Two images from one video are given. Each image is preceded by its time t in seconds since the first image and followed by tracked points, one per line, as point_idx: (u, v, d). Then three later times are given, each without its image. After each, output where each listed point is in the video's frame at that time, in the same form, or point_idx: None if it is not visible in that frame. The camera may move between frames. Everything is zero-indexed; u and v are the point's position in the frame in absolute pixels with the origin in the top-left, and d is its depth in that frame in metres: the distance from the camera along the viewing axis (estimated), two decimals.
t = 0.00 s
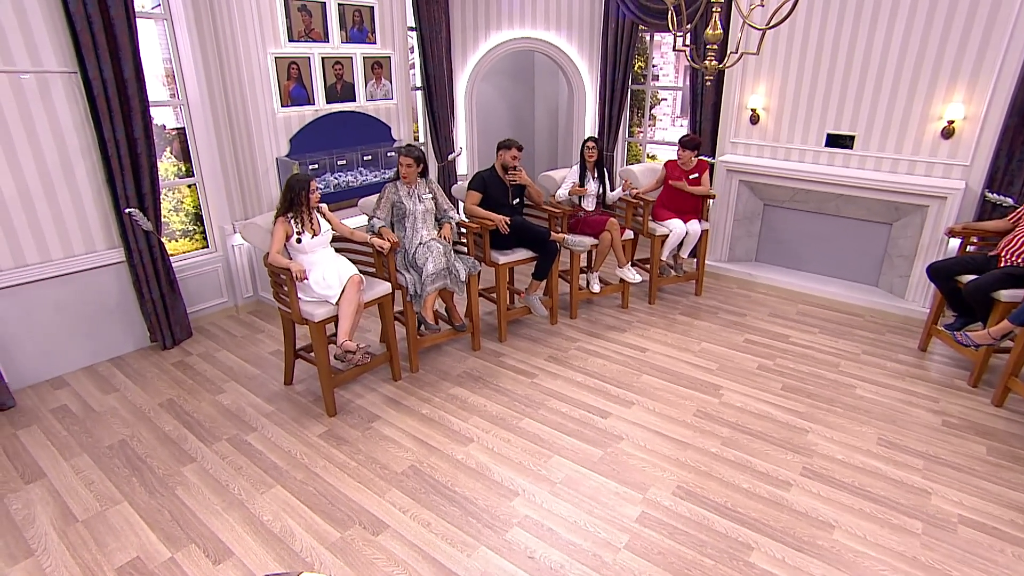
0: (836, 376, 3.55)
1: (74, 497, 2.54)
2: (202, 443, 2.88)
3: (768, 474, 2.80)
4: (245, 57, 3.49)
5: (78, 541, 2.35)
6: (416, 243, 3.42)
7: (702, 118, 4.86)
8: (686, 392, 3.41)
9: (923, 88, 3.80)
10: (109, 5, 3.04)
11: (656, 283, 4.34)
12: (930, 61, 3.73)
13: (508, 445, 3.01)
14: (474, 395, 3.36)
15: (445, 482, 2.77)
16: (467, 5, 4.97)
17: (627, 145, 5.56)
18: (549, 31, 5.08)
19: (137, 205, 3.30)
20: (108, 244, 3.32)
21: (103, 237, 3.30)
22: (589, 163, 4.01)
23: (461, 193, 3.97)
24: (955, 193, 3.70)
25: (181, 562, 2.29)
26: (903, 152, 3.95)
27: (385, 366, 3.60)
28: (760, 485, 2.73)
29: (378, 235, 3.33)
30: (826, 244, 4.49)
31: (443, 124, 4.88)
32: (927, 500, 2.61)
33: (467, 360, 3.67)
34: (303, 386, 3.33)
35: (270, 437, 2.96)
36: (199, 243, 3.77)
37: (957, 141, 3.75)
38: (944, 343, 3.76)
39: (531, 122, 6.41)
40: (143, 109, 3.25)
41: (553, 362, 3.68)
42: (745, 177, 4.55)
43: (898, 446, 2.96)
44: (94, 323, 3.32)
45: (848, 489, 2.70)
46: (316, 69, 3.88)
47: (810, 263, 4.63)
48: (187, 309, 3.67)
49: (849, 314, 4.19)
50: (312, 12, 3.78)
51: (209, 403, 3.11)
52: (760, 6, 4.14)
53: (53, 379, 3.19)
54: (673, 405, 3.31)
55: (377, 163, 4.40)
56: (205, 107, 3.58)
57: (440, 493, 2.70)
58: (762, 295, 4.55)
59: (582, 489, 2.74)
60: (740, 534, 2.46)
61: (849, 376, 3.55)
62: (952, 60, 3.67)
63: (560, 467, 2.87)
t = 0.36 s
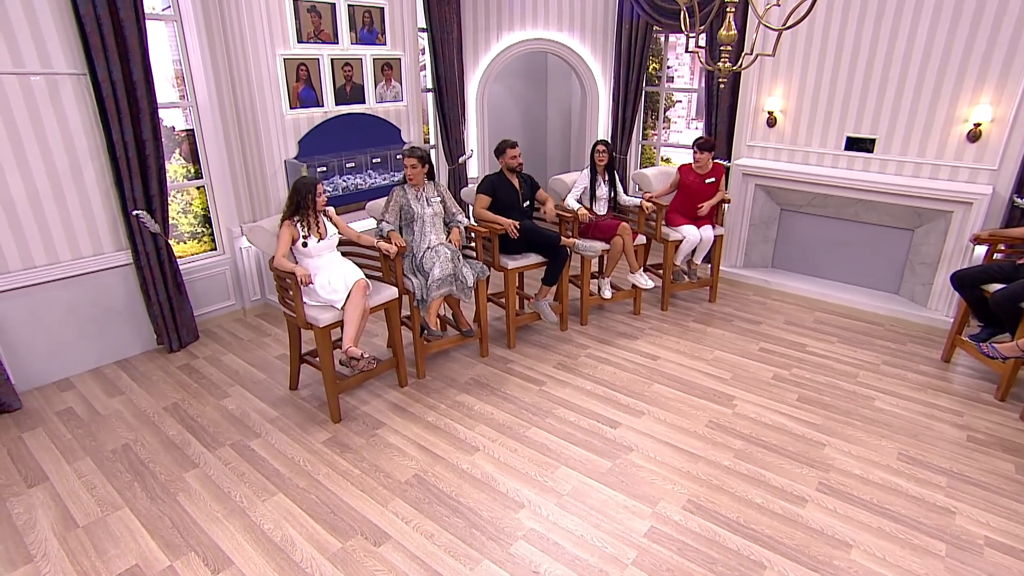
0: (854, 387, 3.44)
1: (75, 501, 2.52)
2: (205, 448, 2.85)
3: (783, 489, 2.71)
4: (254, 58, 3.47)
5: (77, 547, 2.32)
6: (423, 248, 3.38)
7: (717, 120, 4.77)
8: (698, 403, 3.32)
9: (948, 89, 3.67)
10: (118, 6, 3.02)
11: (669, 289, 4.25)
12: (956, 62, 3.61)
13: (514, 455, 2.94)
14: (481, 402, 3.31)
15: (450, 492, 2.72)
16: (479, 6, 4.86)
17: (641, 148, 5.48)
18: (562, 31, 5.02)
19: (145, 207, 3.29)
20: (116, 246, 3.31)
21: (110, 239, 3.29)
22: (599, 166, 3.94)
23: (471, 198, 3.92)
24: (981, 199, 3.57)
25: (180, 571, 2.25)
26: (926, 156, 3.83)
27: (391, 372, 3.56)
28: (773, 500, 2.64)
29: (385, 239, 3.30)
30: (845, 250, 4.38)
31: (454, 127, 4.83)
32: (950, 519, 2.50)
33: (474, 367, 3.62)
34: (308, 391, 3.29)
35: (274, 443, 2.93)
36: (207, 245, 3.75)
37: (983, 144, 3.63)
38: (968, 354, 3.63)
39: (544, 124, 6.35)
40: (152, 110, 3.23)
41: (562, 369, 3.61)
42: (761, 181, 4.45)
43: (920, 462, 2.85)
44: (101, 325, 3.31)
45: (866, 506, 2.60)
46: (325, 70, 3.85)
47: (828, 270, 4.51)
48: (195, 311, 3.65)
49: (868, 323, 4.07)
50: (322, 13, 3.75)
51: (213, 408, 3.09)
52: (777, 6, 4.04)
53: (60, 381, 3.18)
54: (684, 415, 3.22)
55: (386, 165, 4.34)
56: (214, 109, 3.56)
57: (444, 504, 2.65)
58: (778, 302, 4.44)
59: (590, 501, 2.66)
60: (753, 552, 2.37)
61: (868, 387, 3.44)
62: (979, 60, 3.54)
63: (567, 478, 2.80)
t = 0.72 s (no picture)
0: (871, 397, 3.34)
1: (75, 504, 2.49)
2: (206, 452, 2.82)
3: (796, 502, 2.62)
4: (260, 57, 3.44)
5: (75, 552, 2.29)
6: (429, 250, 3.32)
7: (732, 120, 4.67)
8: (709, 411, 3.24)
9: (972, 89, 3.55)
10: (125, 6, 3.00)
11: (680, 294, 4.17)
12: (981, 61, 3.49)
13: (519, 462, 2.88)
14: (486, 408, 3.25)
15: (452, 500, 2.66)
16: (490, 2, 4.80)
17: (653, 149, 5.39)
18: (573, 30, 4.95)
19: (150, 207, 3.26)
20: (121, 247, 3.29)
21: (116, 240, 3.28)
22: (610, 167, 3.86)
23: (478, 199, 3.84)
24: (1006, 203, 3.45)
25: None
26: (948, 158, 3.71)
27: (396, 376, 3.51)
28: (785, 514, 2.56)
29: (390, 241, 3.25)
30: (862, 255, 4.26)
31: (463, 127, 4.78)
32: (972, 537, 2.40)
33: (480, 371, 3.56)
34: (311, 394, 3.25)
35: (276, 447, 2.89)
36: (213, 245, 3.73)
37: (1009, 146, 3.50)
38: (991, 364, 3.51)
39: (555, 124, 6.28)
40: (158, 110, 3.21)
41: (570, 375, 3.54)
42: (776, 183, 4.35)
43: (939, 476, 2.75)
44: (106, 326, 3.30)
45: (882, 522, 2.51)
46: (332, 70, 3.81)
47: (845, 275, 4.40)
48: (200, 312, 3.64)
49: (886, 331, 3.96)
50: (329, 12, 3.71)
51: (216, 410, 3.06)
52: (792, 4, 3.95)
53: (64, 381, 3.17)
54: (694, 424, 3.14)
55: (394, 166, 4.30)
56: (220, 109, 3.53)
57: (446, 513, 2.59)
58: (793, 308, 4.34)
59: (595, 512, 2.60)
60: (764, 568, 2.29)
61: (886, 397, 3.33)
62: (1004, 59, 3.42)
63: (573, 487, 2.74)
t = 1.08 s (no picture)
0: (889, 407, 3.23)
1: (74, 507, 2.46)
2: (208, 455, 2.78)
3: (810, 515, 2.53)
4: (267, 56, 3.41)
5: (73, 556, 2.26)
6: (436, 252, 3.27)
7: (747, 121, 4.57)
8: (720, 419, 3.15)
9: (997, 90, 3.43)
10: (132, 4, 2.98)
11: (692, 298, 4.08)
12: (1007, 59, 3.37)
13: (524, 470, 2.82)
14: (492, 413, 3.19)
15: (455, 508, 2.61)
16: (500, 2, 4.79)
17: (666, 150, 5.31)
18: (585, 29, 4.88)
19: (156, 207, 3.24)
20: (126, 247, 3.27)
21: (121, 240, 3.26)
22: (624, 170, 3.78)
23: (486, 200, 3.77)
24: None
25: None
26: (972, 160, 3.59)
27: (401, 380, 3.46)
28: (798, 528, 2.47)
29: (396, 243, 3.20)
30: (881, 259, 4.15)
31: (473, 128, 4.73)
32: (995, 557, 2.30)
33: (487, 376, 3.50)
34: (315, 398, 3.22)
35: (278, 451, 2.86)
36: (219, 246, 3.71)
37: None
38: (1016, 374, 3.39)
39: (566, 124, 6.21)
40: (164, 109, 3.18)
41: (577, 380, 3.47)
42: (792, 185, 4.24)
43: (961, 491, 2.65)
44: (111, 326, 3.28)
45: (901, 538, 2.41)
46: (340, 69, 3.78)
47: (863, 280, 4.28)
48: (205, 313, 3.62)
49: (906, 338, 3.85)
50: (337, 11, 3.68)
51: (219, 413, 3.03)
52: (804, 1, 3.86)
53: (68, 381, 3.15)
54: (705, 432, 3.06)
55: (402, 166, 4.26)
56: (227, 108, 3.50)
57: (449, 521, 2.54)
58: (808, 313, 4.23)
59: (601, 522, 2.52)
60: None
61: (904, 407, 3.23)
62: None
63: (578, 497, 2.66)
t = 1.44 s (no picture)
0: (907, 417, 3.13)
1: (74, 510, 2.43)
2: (209, 459, 2.75)
3: (823, 530, 2.45)
4: (273, 55, 3.39)
5: (71, 560, 2.22)
6: (441, 254, 3.22)
7: (762, 121, 4.47)
8: (730, 428, 3.07)
9: None
10: (138, 3, 2.95)
11: (704, 303, 3.99)
12: None
13: (528, 478, 2.76)
14: (497, 419, 3.13)
15: (457, 516, 2.55)
16: None
17: (679, 151, 5.22)
18: (596, 28, 4.81)
19: (161, 207, 3.22)
20: (131, 247, 3.25)
21: (126, 240, 3.24)
22: (635, 172, 3.70)
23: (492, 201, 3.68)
24: None
25: None
26: (996, 162, 3.46)
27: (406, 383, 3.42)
28: (810, 542, 2.39)
29: (401, 245, 3.15)
30: (900, 264, 4.04)
31: (482, 128, 4.67)
32: None
33: (493, 380, 3.45)
34: (319, 401, 3.18)
35: (279, 455, 2.82)
36: (226, 246, 3.69)
37: None
38: None
39: (578, 125, 6.13)
40: (170, 109, 3.16)
41: (585, 386, 3.40)
42: (807, 188, 4.15)
43: (982, 506, 2.55)
44: (116, 327, 3.26)
45: (918, 555, 2.32)
46: (347, 68, 3.74)
47: (880, 285, 4.17)
48: (210, 314, 3.60)
49: (925, 346, 3.74)
50: (344, 9, 3.65)
51: (221, 416, 3.00)
52: None
53: (73, 382, 3.14)
54: (715, 441, 2.98)
55: (409, 166, 4.22)
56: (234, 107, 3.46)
57: (450, 530, 2.48)
58: (823, 319, 4.13)
59: (606, 533, 2.45)
60: None
61: (923, 417, 3.13)
62: None
63: (583, 506, 2.60)
